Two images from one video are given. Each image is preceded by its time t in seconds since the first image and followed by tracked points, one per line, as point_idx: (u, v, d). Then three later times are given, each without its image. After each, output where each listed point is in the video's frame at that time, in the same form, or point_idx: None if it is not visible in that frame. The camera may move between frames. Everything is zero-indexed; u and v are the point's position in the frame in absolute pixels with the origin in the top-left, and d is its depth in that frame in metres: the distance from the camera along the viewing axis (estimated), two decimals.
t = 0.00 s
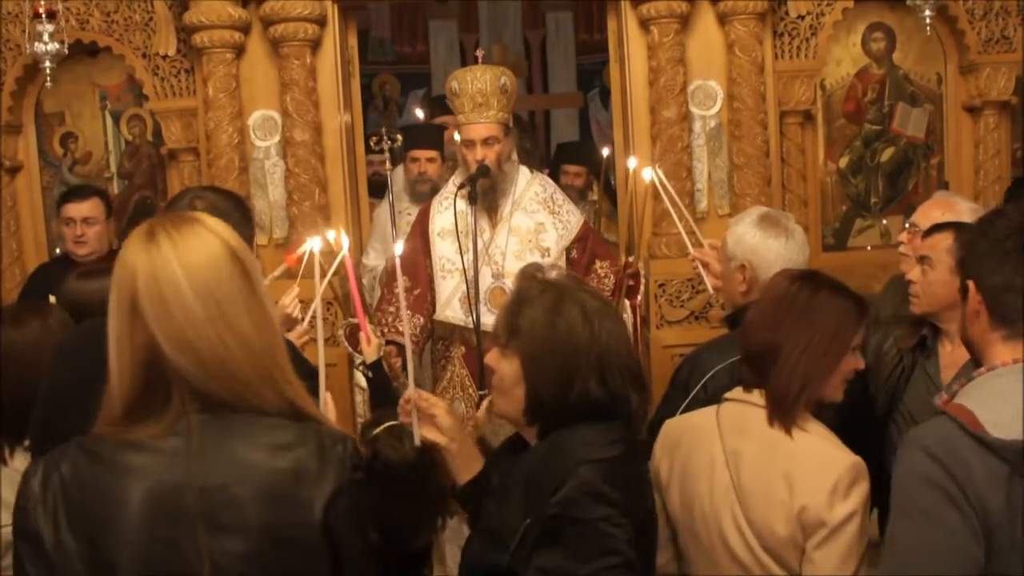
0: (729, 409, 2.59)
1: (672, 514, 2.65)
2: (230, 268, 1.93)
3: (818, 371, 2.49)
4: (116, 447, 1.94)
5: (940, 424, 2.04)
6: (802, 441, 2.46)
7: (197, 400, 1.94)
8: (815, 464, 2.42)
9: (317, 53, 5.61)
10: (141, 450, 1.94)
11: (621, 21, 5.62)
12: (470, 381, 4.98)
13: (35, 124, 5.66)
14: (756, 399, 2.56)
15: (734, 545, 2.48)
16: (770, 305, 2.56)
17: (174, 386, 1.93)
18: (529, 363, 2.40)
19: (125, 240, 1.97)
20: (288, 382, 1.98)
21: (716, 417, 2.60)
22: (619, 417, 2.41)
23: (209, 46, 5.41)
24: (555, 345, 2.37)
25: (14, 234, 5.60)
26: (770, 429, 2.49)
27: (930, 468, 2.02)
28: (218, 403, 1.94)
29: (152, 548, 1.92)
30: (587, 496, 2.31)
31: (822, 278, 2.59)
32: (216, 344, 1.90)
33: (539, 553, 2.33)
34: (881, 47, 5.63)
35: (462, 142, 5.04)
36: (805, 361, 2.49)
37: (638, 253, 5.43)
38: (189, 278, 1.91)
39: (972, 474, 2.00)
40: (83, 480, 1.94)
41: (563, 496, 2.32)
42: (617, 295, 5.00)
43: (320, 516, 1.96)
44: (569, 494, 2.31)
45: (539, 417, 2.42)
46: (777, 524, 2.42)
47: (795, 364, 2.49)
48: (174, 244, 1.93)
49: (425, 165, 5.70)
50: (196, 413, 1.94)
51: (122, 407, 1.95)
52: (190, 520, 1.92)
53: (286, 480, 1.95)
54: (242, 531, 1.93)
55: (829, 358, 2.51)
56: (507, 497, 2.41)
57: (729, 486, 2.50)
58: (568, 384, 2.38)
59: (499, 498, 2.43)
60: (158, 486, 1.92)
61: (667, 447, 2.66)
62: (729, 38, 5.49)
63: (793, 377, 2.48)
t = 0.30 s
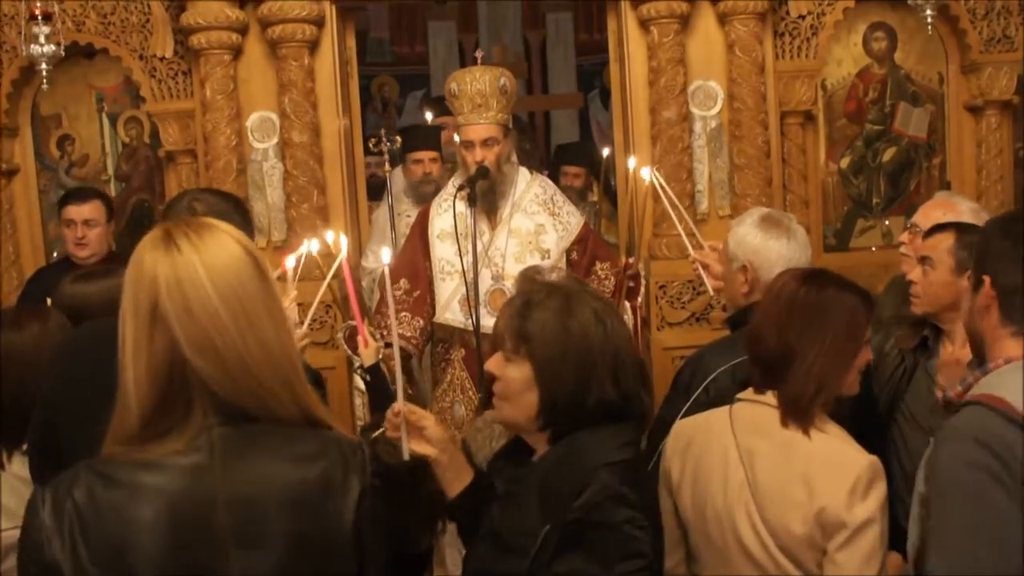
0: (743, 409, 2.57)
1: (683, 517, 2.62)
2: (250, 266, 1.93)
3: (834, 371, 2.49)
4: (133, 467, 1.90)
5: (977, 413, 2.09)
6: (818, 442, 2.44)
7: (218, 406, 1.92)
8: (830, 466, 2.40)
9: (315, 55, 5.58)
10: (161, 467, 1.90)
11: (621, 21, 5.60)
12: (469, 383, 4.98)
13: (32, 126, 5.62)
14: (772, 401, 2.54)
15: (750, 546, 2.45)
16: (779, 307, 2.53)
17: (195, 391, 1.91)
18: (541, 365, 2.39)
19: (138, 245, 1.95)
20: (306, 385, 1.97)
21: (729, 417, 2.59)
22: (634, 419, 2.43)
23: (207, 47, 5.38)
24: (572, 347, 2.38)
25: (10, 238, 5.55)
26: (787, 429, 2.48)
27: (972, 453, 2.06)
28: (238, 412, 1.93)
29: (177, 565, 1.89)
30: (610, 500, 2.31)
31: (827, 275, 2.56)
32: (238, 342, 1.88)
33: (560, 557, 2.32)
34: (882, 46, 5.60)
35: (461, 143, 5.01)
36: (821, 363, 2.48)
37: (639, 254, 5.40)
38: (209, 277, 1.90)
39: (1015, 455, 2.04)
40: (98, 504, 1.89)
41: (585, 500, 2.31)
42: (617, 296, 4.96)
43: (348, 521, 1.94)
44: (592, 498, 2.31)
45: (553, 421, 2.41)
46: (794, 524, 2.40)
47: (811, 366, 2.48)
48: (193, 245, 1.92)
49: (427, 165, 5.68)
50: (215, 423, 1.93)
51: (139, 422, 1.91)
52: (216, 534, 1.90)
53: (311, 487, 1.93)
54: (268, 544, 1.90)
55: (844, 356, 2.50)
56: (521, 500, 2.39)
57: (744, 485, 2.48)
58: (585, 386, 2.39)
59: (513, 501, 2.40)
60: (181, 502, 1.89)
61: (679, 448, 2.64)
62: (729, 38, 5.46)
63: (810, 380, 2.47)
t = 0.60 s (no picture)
0: (753, 421, 2.47)
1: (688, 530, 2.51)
2: (238, 261, 1.85)
3: (856, 379, 2.43)
4: (109, 485, 1.80)
5: (999, 407, 2.19)
6: (836, 456, 2.39)
7: (203, 418, 1.83)
8: (850, 482, 2.35)
9: (310, 51, 5.41)
10: (138, 486, 1.80)
11: (626, 19, 5.44)
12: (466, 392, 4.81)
13: (15, 122, 5.42)
14: (787, 414, 2.45)
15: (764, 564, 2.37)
16: (796, 318, 2.45)
17: (179, 400, 1.82)
18: (552, 369, 2.30)
19: (117, 247, 1.86)
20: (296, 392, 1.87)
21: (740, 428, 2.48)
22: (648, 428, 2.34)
23: (198, 42, 5.21)
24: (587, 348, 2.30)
25: None
26: (805, 442, 2.41)
27: (1005, 443, 2.18)
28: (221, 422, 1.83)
29: None
30: (637, 513, 2.24)
31: (839, 284, 2.50)
32: (230, 340, 1.79)
33: (586, 573, 2.24)
34: (894, 46, 5.45)
35: (462, 142, 4.83)
36: (843, 371, 2.41)
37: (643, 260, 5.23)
38: (197, 274, 1.81)
39: None
40: (74, 526, 1.79)
41: (609, 514, 2.24)
42: (620, 302, 4.76)
43: (339, 542, 1.85)
44: (618, 509, 2.24)
45: (564, 431, 2.31)
46: (813, 542, 2.34)
47: (833, 375, 2.41)
48: (185, 243, 1.84)
49: (429, 165, 5.53)
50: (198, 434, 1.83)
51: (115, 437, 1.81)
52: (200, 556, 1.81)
53: (299, 504, 1.84)
54: (255, 563, 1.81)
55: (862, 362, 2.44)
56: (534, 515, 2.27)
57: (758, 501, 2.40)
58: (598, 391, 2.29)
59: (526, 517, 2.28)
60: (162, 522, 1.80)
61: (686, 461, 2.52)
62: (737, 36, 5.30)
63: (833, 389, 2.40)
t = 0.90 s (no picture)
0: (752, 436, 2.39)
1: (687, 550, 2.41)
2: (199, 264, 1.77)
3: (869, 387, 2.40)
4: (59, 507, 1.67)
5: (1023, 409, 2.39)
6: (845, 470, 2.31)
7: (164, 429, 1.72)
8: (860, 497, 2.28)
9: (303, 49, 5.26)
10: (90, 507, 1.67)
11: (627, 16, 5.30)
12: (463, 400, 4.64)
13: None
14: (804, 431, 2.37)
15: None
16: (809, 327, 2.36)
17: (142, 413, 1.70)
18: (549, 379, 2.25)
19: (69, 251, 1.74)
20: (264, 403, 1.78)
21: (739, 443, 2.40)
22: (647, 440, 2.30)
23: (188, 40, 5.08)
24: (585, 355, 2.24)
25: None
26: (812, 456, 2.33)
27: None
28: (183, 438, 1.73)
29: None
30: (647, 525, 2.17)
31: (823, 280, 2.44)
32: (216, 345, 1.71)
33: None
34: (904, 44, 5.30)
35: (459, 143, 4.70)
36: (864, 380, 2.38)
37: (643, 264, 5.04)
38: (160, 277, 1.71)
39: None
40: (20, 551, 1.65)
41: (620, 526, 2.17)
42: (621, 309, 4.58)
43: (302, 559, 1.74)
44: (629, 522, 2.17)
45: (562, 444, 2.29)
46: (824, 560, 2.26)
47: (856, 385, 2.37)
48: (152, 245, 1.74)
49: (427, 167, 5.39)
50: (158, 452, 1.72)
51: (66, 460, 1.67)
52: None
53: (263, 526, 1.72)
54: None
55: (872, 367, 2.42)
56: (534, 529, 2.26)
57: (764, 519, 2.31)
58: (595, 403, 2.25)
59: (525, 535, 2.27)
60: (115, 546, 1.67)
61: (684, 477, 2.42)
62: (741, 34, 5.17)
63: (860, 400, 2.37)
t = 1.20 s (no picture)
0: (741, 451, 2.29)
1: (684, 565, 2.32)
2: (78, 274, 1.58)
3: (830, 403, 2.19)
4: None
5: None
6: (841, 485, 2.18)
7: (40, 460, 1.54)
8: (855, 518, 2.13)
9: (294, 45, 5.08)
10: None
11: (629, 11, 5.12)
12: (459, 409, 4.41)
13: None
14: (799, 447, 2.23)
15: None
16: (769, 333, 2.21)
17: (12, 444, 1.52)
18: (554, 398, 2.07)
19: None
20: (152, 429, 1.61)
21: (728, 457, 2.30)
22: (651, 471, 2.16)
23: (175, 36, 4.89)
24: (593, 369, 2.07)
25: None
26: (806, 471, 2.20)
27: None
28: (56, 465, 1.55)
29: None
30: (654, 548, 2.01)
31: (806, 286, 2.27)
32: (92, 368, 1.52)
33: None
34: (917, 39, 5.11)
35: (455, 142, 4.50)
36: (815, 394, 2.19)
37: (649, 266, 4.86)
38: (33, 293, 1.53)
39: None
40: None
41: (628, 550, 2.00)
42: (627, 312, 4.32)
43: None
44: (635, 545, 2.00)
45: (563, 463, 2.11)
46: None
47: (806, 399, 2.19)
48: (30, 258, 1.57)
49: (423, 166, 5.20)
50: (31, 480, 1.54)
51: None
52: None
53: (148, 550, 1.59)
54: None
55: (842, 381, 2.19)
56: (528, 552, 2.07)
57: (755, 537, 2.21)
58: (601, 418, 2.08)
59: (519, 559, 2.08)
60: None
61: (676, 491, 2.33)
62: (748, 29, 4.99)
63: (806, 414, 2.20)
